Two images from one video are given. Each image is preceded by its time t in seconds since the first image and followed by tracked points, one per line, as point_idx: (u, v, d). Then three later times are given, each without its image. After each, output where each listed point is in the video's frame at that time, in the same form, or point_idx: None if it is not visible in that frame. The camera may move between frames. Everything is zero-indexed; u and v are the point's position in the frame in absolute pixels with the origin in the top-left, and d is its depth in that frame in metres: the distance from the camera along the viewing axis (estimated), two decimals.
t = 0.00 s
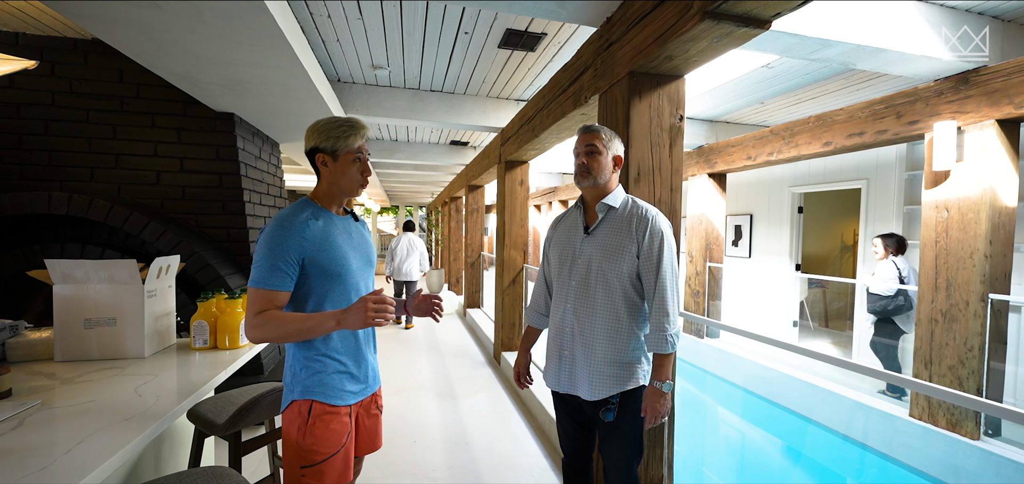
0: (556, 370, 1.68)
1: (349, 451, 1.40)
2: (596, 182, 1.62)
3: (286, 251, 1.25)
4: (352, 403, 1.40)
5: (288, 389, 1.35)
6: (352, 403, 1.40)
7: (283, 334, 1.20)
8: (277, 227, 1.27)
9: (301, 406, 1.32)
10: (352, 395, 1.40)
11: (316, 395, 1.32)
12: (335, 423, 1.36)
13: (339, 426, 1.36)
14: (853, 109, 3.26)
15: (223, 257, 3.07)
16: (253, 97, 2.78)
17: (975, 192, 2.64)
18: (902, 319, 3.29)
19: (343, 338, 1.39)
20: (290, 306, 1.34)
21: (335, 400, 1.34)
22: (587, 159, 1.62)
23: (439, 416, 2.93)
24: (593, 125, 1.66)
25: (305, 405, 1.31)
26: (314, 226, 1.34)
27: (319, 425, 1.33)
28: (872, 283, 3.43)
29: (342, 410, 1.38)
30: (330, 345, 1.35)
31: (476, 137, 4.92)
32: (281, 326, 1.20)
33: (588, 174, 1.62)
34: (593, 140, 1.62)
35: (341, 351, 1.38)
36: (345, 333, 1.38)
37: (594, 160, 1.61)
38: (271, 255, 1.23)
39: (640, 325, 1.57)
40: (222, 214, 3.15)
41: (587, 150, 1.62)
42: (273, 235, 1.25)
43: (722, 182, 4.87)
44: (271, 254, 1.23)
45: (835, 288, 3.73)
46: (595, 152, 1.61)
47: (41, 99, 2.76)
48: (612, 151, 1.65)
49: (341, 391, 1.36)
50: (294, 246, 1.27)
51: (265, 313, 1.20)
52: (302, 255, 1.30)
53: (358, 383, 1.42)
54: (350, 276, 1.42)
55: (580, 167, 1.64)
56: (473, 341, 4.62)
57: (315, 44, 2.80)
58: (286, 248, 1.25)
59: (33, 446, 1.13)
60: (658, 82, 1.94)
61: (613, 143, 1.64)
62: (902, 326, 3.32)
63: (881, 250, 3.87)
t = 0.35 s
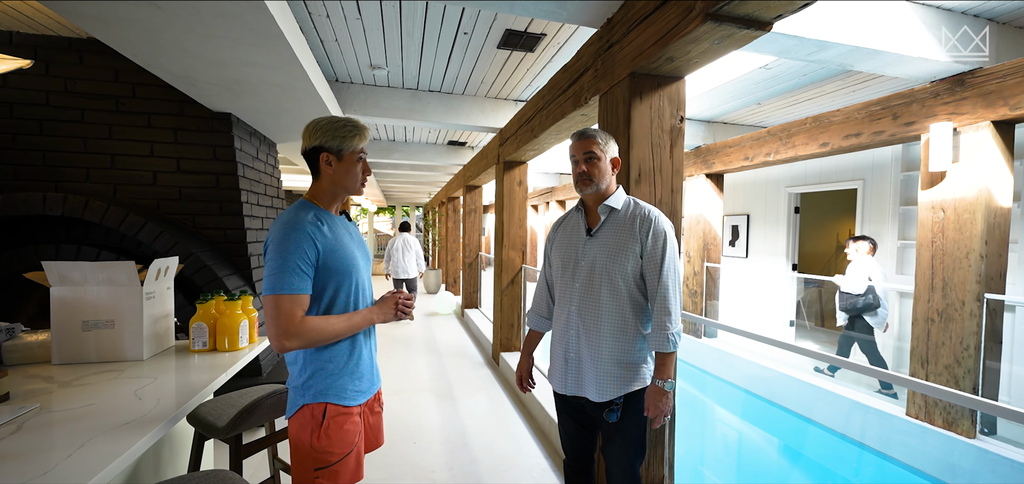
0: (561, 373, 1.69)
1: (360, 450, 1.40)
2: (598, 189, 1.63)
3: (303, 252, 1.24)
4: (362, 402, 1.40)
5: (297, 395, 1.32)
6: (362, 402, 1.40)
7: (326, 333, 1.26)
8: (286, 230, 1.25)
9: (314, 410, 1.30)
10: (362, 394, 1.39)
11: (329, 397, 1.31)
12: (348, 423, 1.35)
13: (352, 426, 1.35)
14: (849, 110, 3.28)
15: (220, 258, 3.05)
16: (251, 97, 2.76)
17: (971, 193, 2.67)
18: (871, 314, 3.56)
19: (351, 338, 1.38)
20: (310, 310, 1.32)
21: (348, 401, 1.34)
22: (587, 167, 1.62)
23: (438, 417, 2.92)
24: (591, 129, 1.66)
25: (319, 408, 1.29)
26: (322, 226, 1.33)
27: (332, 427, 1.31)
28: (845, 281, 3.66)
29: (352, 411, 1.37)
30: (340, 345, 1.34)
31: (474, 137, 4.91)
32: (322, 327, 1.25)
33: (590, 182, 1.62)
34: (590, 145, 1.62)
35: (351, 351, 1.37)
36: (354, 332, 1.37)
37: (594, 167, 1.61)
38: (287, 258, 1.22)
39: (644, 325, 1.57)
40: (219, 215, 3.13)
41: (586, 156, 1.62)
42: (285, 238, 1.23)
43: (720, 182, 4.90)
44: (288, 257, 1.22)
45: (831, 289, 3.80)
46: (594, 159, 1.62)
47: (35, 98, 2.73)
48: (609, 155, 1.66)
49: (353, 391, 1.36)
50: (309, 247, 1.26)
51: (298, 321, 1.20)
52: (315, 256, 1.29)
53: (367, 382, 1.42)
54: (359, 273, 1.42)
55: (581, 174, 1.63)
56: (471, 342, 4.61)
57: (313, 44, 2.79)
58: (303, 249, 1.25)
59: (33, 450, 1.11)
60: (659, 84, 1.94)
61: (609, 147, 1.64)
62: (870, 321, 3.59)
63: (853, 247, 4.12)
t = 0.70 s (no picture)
0: (559, 373, 1.69)
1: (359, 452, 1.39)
2: (596, 188, 1.63)
3: (303, 255, 1.24)
4: (360, 404, 1.40)
5: (295, 398, 1.31)
6: (361, 404, 1.40)
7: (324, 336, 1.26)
8: (286, 231, 1.24)
9: (313, 413, 1.29)
10: (360, 396, 1.39)
11: (329, 400, 1.30)
12: (347, 425, 1.34)
13: (351, 428, 1.35)
14: (845, 111, 3.29)
15: (216, 259, 3.04)
16: (247, 97, 2.75)
17: (966, 194, 2.68)
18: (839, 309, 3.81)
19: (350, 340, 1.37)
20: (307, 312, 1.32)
21: (347, 403, 1.34)
22: (586, 166, 1.62)
23: (436, 418, 2.92)
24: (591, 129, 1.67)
25: (318, 411, 1.29)
26: (322, 228, 1.33)
27: (332, 430, 1.31)
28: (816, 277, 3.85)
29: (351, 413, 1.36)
30: (338, 348, 1.34)
31: (471, 137, 4.91)
32: (320, 330, 1.25)
33: (588, 181, 1.62)
34: (591, 145, 1.62)
35: (349, 353, 1.36)
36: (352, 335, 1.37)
37: (593, 166, 1.61)
38: (287, 260, 1.21)
39: (642, 326, 1.57)
40: (215, 215, 3.11)
41: (586, 156, 1.62)
42: (285, 240, 1.22)
43: (716, 182, 4.92)
44: (288, 259, 1.21)
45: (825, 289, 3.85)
46: (593, 158, 1.61)
47: (29, 98, 2.71)
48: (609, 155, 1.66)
49: (352, 393, 1.35)
50: (309, 249, 1.26)
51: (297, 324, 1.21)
52: (315, 258, 1.28)
53: (364, 384, 1.42)
54: (357, 275, 1.42)
55: (580, 174, 1.64)
56: (468, 343, 4.61)
57: (310, 44, 2.78)
58: (304, 252, 1.24)
59: (28, 454, 1.10)
60: (656, 85, 1.94)
61: (609, 147, 1.65)
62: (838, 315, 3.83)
63: (828, 249, 4.37)
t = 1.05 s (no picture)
0: (558, 376, 1.68)
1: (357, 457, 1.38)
2: (600, 187, 1.62)
3: (301, 257, 1.23)
4: (359, 409, 1.39)
5: (295, 401, 1.30)
6: (359, 408, 1.38)
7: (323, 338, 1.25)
8: (286, 233, 1.24)
9: (311, 416, 1.28)
10: (358, 401, 1.38)
11: (327, 404, 1.29)
12: (346, 430, 1.33)
13: (349, 433, 1.34)
14: (846, 112, 3.28)
15: (216, 260, 3.04)
16: (247, 97, 2.74)
17: (967, 195, 2.67)
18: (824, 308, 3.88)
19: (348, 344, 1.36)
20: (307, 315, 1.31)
21: (345, 408, 1.33)
22: (588, 167, 1.62)
23: (436, 419, 2.92)
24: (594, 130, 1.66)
25: (316, 415, 1.28)
26: (320, 231, 1.32)
27: (330, 434, 1.30)
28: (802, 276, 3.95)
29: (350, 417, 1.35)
30: (337, 352, 1.33)
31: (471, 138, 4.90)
32: (321, 334, 1.24)
33: (591, 179, 1.61)
34: (597, 146, 1.62)
35: (348, 357, 1.36)
36: (351, 342, 1.35)
37: (596, 165, 1.61)
38: (286, 262, 1.20)
39: (642, 329, 1.57)
40: (215, 216, 3.11)
41: (590, 157, 1.62)
42: (284, 242, 1.22)
43: (716, 183, 4.91)
44: (287, 261, 1.21)
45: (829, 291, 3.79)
46: (597, 157, 1.61)
47: (29, 99, 2.71)
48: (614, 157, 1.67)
49: (350, 398, 1.35)
50: (308, 252, 1.25)
51: (298, 326, 1.20)
52: (314, 261, 1.28)
53: (364, 389, 1.41)
54: (358, 278, 1.42)
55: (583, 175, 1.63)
56: (468, 343, 4.60)
57: (309, 45, 2.77)
58: (302, 255, 1.23)
59: (25, 459, 1.10)
60: (657, 86, 1.94)
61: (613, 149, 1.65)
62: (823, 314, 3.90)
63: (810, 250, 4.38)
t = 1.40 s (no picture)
0: (571, 382, 1.66)
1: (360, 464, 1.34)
2: (615, 183, 1.60)
3: (301, 256, 1.23)
4: (363, 415, 1.35)
5: (298, 400, 1.30)
6: (362, 414, 1.35)
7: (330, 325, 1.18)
8: (289, 235, 1.26)
9: (311, 417, 1.27)
10: (361, 406, 1.34)
11: (326, 406, 1.27)
12: (346, 435, 1.30)
13: (349, 438, 1.31)
14: (871, 109, 3.18)
15: (233, 262, 3.09)
16: (263, 102, 2.79)
17: (1001, 195, 2.55)
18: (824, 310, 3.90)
19: (352, 348, 1.34)
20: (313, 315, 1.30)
21: (345, 412, 1.30)
22: (603, 166, 1.59)
23: (448, 421, 2.93)
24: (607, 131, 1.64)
25: (315, 417, 1.27)
26: (325, 235, 1.33)
27: (329, 437, 1.28)
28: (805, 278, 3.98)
29: (352, 423, 1.32)
30: (341, 353, 1.31)
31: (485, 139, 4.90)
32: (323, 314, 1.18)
33: (607, 173, 1.59)
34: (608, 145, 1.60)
35: (351, 359, 1.33)
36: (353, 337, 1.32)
37: (611, 160, 1.59)
38: (286, 262, 1.21)
39: (656, 335, 1.53)
40: (232, 219, 3.17)
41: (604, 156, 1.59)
42: (286, 244, 1.23)
43: (734, 183, 4.81)
44: (290, 263, 1.21)
45: (851, 293, 3.66)
46: (613, 152, 1.60)
47: (57, 106, 2.80)
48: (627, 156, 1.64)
49: (351, 403, 1.32)
50: (311, 255, 1.26)
51: (299, 318, 1.17)
52: (318, 264, 1.28)
53: (368, 394, 1.37)
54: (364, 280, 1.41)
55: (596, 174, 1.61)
56: (481, 345, 4.60)
57: (324, 49, 2.81)
58: (301, 254, 1.24)
59: (44, 459, 1.12)
60: (671, 86, 1.90)
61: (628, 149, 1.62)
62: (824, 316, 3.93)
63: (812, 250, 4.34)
